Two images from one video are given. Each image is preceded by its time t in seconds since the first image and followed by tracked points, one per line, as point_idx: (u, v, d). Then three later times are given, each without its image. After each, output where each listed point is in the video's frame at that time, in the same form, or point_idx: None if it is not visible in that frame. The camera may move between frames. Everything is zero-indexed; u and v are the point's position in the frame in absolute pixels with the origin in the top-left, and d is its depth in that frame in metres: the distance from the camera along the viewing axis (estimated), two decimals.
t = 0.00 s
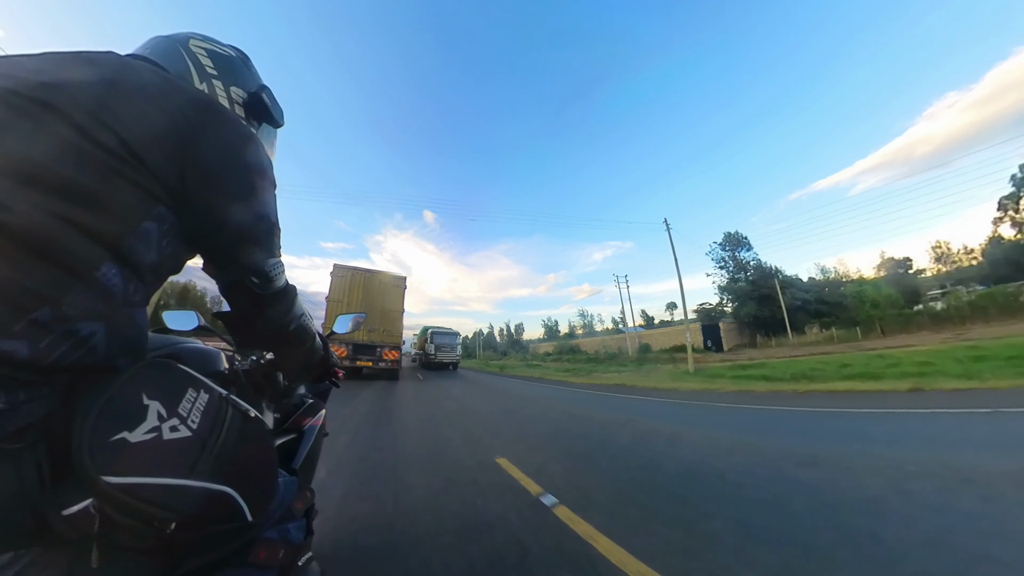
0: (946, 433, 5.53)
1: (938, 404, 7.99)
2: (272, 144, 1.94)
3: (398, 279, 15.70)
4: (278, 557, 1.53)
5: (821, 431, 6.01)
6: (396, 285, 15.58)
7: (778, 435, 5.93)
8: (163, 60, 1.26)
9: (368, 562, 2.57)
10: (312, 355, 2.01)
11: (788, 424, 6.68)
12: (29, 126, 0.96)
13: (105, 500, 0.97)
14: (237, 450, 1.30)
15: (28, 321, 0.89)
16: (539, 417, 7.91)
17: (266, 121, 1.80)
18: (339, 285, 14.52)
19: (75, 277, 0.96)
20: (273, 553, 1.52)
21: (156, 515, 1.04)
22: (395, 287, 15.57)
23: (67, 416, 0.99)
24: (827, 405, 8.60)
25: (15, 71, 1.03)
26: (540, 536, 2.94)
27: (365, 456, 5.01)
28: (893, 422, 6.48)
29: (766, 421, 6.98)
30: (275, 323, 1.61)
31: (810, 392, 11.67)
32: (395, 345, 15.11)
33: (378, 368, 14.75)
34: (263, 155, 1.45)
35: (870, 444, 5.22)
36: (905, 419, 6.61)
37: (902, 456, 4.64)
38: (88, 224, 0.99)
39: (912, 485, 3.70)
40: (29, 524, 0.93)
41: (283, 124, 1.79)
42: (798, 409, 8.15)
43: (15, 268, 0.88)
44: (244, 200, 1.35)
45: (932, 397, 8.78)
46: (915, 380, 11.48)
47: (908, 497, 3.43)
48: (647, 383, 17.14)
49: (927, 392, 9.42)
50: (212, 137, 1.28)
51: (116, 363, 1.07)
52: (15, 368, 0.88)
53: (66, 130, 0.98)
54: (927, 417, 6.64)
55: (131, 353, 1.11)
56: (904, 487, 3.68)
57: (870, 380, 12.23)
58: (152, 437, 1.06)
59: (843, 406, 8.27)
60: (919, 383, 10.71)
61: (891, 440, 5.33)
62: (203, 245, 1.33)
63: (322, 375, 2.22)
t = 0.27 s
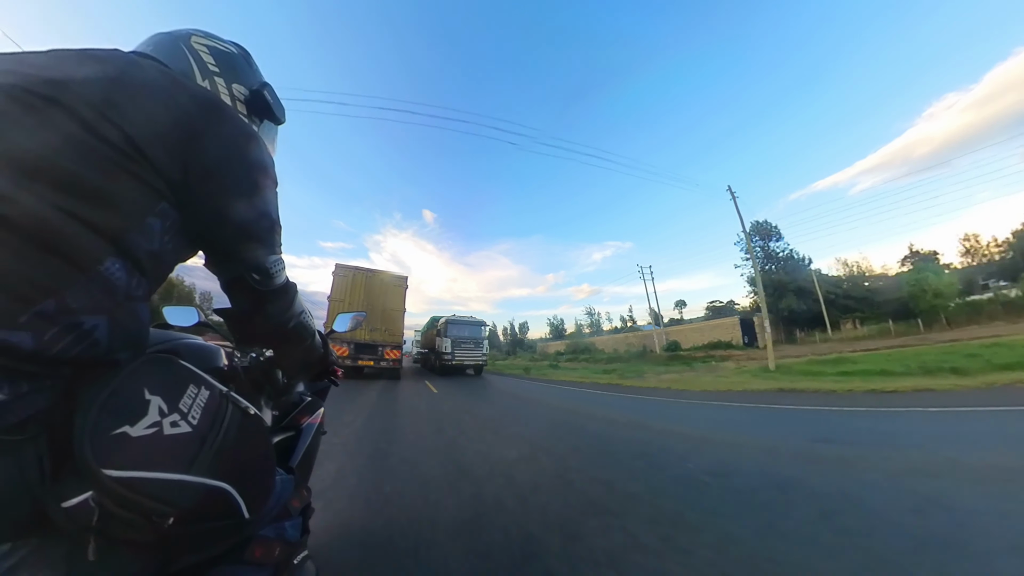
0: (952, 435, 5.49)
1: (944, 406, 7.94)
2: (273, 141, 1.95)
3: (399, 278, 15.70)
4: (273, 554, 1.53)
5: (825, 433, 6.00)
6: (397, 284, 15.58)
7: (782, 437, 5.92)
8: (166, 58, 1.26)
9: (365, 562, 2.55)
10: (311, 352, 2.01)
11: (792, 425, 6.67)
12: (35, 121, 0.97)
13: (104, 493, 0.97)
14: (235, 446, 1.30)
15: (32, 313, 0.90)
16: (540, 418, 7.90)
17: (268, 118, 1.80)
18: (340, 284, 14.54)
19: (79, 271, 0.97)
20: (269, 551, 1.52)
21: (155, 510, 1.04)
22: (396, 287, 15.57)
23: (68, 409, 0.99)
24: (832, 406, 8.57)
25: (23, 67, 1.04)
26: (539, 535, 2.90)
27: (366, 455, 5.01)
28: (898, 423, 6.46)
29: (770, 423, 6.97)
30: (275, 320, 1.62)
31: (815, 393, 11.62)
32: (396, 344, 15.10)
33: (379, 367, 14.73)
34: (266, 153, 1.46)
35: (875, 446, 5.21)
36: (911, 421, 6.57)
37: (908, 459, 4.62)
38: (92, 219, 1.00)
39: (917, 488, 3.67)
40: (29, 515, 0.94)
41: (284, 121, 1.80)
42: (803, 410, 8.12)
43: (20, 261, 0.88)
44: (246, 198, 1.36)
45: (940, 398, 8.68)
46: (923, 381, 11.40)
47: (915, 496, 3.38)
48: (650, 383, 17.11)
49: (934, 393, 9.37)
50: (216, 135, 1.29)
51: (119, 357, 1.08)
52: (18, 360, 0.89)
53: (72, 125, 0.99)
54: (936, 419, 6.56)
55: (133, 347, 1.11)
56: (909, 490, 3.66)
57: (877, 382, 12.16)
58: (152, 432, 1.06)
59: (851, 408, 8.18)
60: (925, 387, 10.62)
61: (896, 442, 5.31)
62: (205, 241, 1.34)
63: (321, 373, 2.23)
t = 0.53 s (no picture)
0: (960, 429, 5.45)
1: (952, 399, 7.89)
2: (279, 141, 1.98)
3: (401, 278, 15.74)
4: (271, 549, 1.54)
5: (830, 427, 5.97)
6: (399, 284, 15.63)
7: (786, 429, 5.90)
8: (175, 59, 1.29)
9: (362, 560, 2.54)
10: (312, 350, 2.03)
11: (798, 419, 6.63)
12: (47, 118, 0.99)
13: (107, 483, 0.99)
14: (236, 440, 1.32)
15: (42, 306, 0.92)
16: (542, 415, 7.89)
17: (274, 119, 1.83)
18: (342, 284, 14.60)
19: (88, 265, 0.99)
20: (266, 545, 1.53)
21: (155, 500, 1.06)
22: (397, 287, 15.62)
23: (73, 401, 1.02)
24: (838, 401, 8.52)
25: (36, 65, 1.06)
26: (537, 527, 2.86)
27: (366, 453, 5.02)
28: (905, 417, 6.42)
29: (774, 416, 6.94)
30: (277, 317, 1.64)
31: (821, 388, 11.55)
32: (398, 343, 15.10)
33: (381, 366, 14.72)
34: (271, 152, 1.49)
35: (881, 438, 5.18)
36: (919, 415, 6.53)
37: (914, 449, 4.60)
38: (101, 215, 1.02)
39: (924, 479, 3.65)
40: (32, 503, 0.96)
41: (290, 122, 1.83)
42: (808, 405, 8.08)
43: (31, 255, 0.91)
44: (251, 196, 1.38)
45: (946, 391, 8.70)
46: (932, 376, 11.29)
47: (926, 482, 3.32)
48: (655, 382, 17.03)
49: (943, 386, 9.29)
50: (223, 134, 1.31)
51: (124, 350, 1.11)
52: (26, 351, 0.91)
53: (84, 123, 1.01)
54: (943, 413, 6.54)
55: (137, 341, 1.13)
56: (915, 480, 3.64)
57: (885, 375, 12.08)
58: (155, 424, 1.08)
59: (857, 403, 8.13)
60: (932, 379, 10.54)
61: (903, 434, 5.28)
62: (210, 238, 1.37)
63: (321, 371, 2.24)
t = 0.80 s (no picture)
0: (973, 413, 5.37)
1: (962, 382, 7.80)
2: (284, 140, 1.98)
3: (403, 278, 15.76)
4: (271, 547, 1.53)
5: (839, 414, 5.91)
6: (401, 284, 15.67)
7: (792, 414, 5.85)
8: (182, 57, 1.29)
9: (365, 559, 2.52)
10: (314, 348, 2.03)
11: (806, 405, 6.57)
12: (51, 115, 0.99)
13: (107, 481, 0.99)
14: (236, 439, 1.32)
15: (45, 303, 0.92)
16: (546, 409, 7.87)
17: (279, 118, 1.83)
18: (344, 285, 14.64)
19: (92, 263, 0.99)
20: (267, 543, 1.52)
21: (156, 499, 1.05)
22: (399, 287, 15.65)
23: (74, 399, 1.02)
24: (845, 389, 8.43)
25: (41, 63, 1.06)
26: (541, 524, 2.84)
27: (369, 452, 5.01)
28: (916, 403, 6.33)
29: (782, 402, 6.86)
30: (279, 315, 1.63)
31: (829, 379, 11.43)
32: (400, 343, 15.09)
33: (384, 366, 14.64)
34: (275, 150, 1.49)
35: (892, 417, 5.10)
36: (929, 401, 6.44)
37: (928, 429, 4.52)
38: (104, 211, 1.02)
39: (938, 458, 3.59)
40: (32, 502, 0.95)
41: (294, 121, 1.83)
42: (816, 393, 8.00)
43: (34, 252, 0.91)
44: (255, 194, 1.38)
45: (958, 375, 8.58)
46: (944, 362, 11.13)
47: (936, 474, 3.28)
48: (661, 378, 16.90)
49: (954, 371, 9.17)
50: (227, 133, 1.31)
51: (126, 349, 1.11)
52: (28, 347, 0.91)
53: (88, 120, 1.01)
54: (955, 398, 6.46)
55: (140, 339, 1.14)
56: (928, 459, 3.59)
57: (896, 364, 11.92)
58: (156, 423, 1.08)
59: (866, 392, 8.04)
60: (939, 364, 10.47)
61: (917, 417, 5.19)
62: (214, 235, 1.36)
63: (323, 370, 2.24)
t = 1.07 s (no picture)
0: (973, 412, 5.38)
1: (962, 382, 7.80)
2: (284, 140, 1.99)
3: (403, 279, 15.78)
4: (271, 549, 1.52)
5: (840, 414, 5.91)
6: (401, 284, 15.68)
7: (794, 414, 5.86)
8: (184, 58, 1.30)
9: (365, 559, 2.52)
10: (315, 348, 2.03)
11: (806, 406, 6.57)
12: (55, 115, 0.99)
13: (110, 480, 0.99)
14: (238, 438, 1.32)
15: (49, 304, 0.92)
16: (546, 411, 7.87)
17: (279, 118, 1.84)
18: (344, 285, 14.67)
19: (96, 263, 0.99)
20: (267, 545, 1.51)
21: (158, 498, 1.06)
22: (400, 287, 15.67)
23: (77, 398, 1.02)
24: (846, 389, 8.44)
25: (46, 65, 1.06)
26: (541, 524, 2.84)
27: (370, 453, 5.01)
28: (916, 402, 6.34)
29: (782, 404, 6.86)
30: (281, 315, 1.64)
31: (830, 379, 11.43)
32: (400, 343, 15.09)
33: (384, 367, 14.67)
34: (277, 151, 1.49)
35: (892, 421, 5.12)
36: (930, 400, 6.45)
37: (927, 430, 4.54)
38: (107, 211, 1.02)
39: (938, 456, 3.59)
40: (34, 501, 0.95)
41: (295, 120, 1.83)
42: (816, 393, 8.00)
43: (37, 252, 0.91)
44: (256, 194, 1.38)
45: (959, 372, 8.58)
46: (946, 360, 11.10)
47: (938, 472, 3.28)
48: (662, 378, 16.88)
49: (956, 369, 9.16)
50: (230, 133, 1.32)
51: (129, 349, 1.11)
52: (31, 347, 0.91)
53: (92, 121, 1.01)
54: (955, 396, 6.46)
55: (143, 340, 1.14)
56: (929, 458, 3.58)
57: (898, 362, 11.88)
58: (159, 423, 1.08)
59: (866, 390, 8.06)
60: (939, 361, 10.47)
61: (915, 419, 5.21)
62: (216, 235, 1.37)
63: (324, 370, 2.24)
